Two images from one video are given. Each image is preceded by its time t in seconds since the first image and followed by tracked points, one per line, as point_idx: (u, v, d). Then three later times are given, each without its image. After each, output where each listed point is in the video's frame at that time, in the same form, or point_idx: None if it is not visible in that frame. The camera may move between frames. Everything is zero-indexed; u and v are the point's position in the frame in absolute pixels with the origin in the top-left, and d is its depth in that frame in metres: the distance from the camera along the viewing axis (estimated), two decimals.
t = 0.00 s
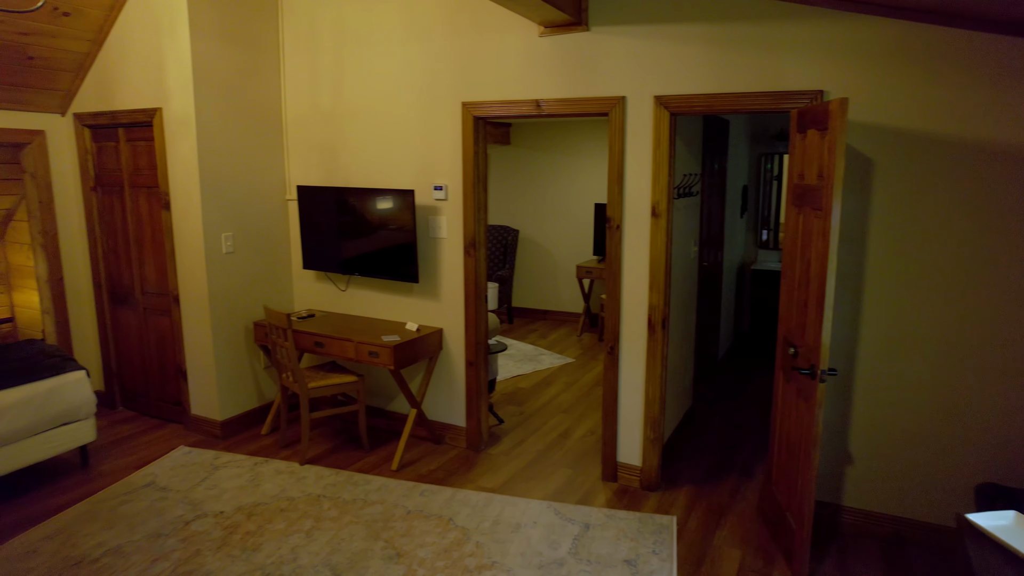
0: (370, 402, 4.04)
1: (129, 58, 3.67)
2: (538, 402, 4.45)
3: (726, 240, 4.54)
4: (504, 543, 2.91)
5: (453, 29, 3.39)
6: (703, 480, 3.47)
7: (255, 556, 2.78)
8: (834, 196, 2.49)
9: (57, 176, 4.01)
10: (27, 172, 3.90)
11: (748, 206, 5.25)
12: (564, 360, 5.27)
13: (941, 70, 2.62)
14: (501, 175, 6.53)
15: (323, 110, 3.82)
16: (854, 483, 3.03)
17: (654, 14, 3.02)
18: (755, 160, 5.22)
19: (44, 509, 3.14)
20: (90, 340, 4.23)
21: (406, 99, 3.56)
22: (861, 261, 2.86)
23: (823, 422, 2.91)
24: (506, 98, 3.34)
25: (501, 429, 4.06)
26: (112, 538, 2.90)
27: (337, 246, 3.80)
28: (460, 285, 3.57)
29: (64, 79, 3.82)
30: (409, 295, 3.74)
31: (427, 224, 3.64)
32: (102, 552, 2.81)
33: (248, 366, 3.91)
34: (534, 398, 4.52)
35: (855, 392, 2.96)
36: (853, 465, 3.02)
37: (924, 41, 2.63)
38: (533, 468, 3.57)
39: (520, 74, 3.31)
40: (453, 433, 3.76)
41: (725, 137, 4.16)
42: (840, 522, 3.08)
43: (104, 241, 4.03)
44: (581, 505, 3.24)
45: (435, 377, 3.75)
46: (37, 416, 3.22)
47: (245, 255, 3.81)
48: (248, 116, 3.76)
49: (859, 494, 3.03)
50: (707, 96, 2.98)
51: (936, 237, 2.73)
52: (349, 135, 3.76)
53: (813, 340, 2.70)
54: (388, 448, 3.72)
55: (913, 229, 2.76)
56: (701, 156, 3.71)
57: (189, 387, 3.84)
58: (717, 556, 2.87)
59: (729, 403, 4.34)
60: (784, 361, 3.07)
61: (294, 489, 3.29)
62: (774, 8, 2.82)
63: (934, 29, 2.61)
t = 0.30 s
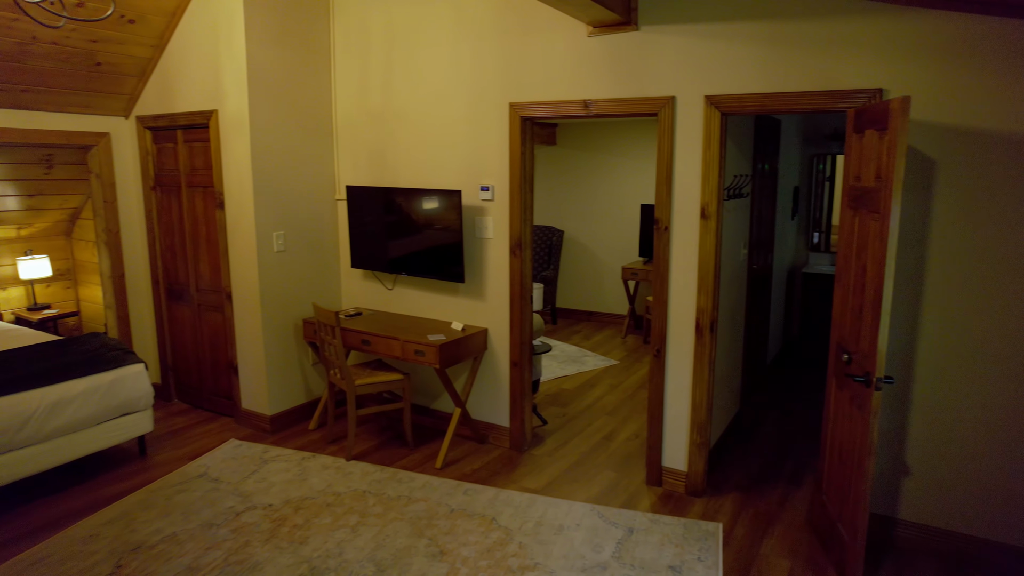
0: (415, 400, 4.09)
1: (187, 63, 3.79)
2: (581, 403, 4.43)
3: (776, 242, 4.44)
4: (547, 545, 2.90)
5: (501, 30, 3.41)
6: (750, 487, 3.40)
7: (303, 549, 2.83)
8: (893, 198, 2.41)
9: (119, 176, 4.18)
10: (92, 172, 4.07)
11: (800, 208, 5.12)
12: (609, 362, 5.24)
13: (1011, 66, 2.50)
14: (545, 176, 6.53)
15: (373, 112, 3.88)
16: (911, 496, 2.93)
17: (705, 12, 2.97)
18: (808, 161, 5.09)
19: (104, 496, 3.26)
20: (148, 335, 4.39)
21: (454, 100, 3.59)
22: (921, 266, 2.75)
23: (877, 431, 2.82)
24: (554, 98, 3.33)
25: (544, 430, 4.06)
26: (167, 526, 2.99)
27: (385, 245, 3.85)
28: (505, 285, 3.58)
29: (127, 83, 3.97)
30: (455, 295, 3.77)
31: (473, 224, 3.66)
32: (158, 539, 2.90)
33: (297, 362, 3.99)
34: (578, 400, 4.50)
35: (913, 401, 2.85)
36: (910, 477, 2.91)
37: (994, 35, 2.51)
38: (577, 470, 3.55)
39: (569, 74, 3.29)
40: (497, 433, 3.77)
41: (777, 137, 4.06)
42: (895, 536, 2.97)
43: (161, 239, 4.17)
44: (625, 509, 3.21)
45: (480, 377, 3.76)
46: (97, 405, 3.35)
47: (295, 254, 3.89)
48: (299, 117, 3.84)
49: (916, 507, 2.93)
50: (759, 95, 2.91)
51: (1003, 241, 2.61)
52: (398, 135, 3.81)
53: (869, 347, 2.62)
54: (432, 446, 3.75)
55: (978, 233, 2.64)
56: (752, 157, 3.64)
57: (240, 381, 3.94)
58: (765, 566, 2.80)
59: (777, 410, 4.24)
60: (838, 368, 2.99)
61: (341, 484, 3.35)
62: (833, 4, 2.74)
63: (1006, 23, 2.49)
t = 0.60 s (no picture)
0: (450, 399, 4.12)
1: (232, 65, 3.89)
2: (616, 405, 4.41)
3: (817, 244, 4.36)
4: (580, 546, 2.90)
5: (539, 30, 3.41)
6: (788, 493, 3.34)
7: (339, 543, 2.87)
8: (941, 200, 2.33)
9: (166, 176, 4.30)
10: (141, 172, 4.21)
11: (842, 209, 5.03)
12: (645, 364, 5.20)
13: None
14: (580, 176, 6.52)
15: (411, 113, 3.92)
16: (958, 506, 2.84)
17: (746, 11, 2.93)
18: (851, 161, 5.00)
19: (148, 486, 3.36)
20: (191, 331, 4.51)
21: (492, 100, 3.61)
22: (971, 269, 2.67)
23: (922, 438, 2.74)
24: (592, 99, 3.32)
25: (578, 431, 4.05)
26: (209, 517, 3.07)
27: (422, 244, 3.88)
28: (540, 285, 3.58)
29: (174, 85, 4.08)
30: (491, 295, 3.79)
31: (509, 224, 3.67)
32: (200, 529, 2.98)
33: (334, 359, 4.06)
34: (612, 401, 4.48)
35: (962, 408, 2.77)
36: (957, 487, 2.83)
37: None
38: (612, 471, 3.54)
39: (606, 74, 3.28)
40: (530, 433, 3.77)
41: (819, 136, 3.99)
42: (941, 547, 2.89)
43: (205, 237, 4.28)
44: (660, 512, 3.18)
45: (515, 377, 3.77)
46: (143, 398, 3.45)
47: (334, 253, 3.95)
48: (339, 118, 3.90)
49: (964, 518, 2.84)
50: (801, 94, 2.86)
51: None
52: (435, 136, 3.84)
53: (915, 352, 2.55)
54: (466, 445, 3.77)
55: None
56: (793, 157, 3.58)
57: (279, 377, 4.02)
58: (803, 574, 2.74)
59: (816, 415, 4.16)
60: (881, 373, 2.91)
61: (376, 481, 3.39)
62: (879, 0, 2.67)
63: None
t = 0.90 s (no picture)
0: (482, 398, 4.14)
1: (269, 67, 3.95)
2: (648, 406, 4.39)
3: (855, 245, 4.28)
4: (612, 547, 2.89)
5: (573, 30, 3.41)
6: (824, 498, 3.29)
7: (372, 539, 2.90)
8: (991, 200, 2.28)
9: (205, 176, 4.40)
10: (181, 172, 4.32)
11: (881, 210, 4.93)
12: (677, 365, 5.16)
13: None
14: (612, 177, 6.50)
15: (446, 113, 3.94)
16: (1003, 515, 2.77)
17: (784, 8, 2.88)
18: (892, 161, 4.89)
19: (186, 479, 3.43)
20: (229, 327, 4.60)
21: (526, 100, 3.61)
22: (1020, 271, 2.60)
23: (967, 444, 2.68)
24: (627, 98, 3.31)
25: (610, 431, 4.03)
26: (245, 510, 3.12)
27: (454, 244, 3.90)
28: (573, 285, 3.58)
29: (214, 87, 4.16)
30: (524, 294, 3.80)
31: (542, 223, 3.67)
32: (237, 521, 3.03)
33: (368, 357, 4.11)
34: (645, 402, 4.46)
35: (1009, 414, 2.70)
36: (1003, 494, 2.76)
37: None
38: (645, 473, 3.52)
39: (642, 72, 3.26)
40: (562, 433, 3.77)
41: (858, 135, 3.92)
42: (986, 556, 2.82)
43: (242, 236, 4.35)
44: (692, 514, 3.15)
45: (547, 377, 3.78)
46: (182, 392, 3.53)
47: (368, 251, 4.00)
48: (374, 118, 3.94)
49: (1010, 527, 2.77)
50: (841, 92, 2.80)
51: None
52: (469, 135, 3.86)
53: (960, 355, 2.50)
54: (497, 443, 3.79)
55: None
56: (832, 157, 3.52)
57: (313, 374, 4.07)
58: None
59: (853, 419, 4.09)
60: (923, 377, 2.85)
61: (408, 478, 3.42)
62: None
63: None
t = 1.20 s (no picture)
0: (513, 398, 4.15)
1: (306, 68, 4.01)
2: (680, 408, 4.35)
3: (895, 246, 4.19)
4: (644, 549, 2.87)
5: (608, 29, 3.40)
6: (862, 505, 3.22)
7: (404, 536, 2.93)
8: None
9: (243, 176, 4.49)
10: (220, 172, 4.42)
11: (923, 212, 4.82)
12: (710, 367, 5.11)
13: None
14: (644, 177, 6.47)
15: (481, 113, 3.96)
16: None
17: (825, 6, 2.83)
18: (936, 161, 4.78)
19: (223, 472, 3.50)
20: (265, 325, 4.68)
21: (560, 100, 3.61)
22: None
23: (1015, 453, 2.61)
24: (663, 97, 3.28)
25: (641, 433, 4.01)
26: (280, 504, 3.18)
27: (487, 244, 3.91)
28: (606, 285, 3.57)
29: (252, 88, 4.23)
30: (556, 294, 3.79)
31: (575, 223, 3.66)
32: (272, 516, 3.09)
33: (401, 355, 4.14)
34: (678, 405, 4.42)
35: None
36: None
37: None
38: (678, 476, 3.49)
39: (678, 72, 3.24)
40: (594, 434, 3.76)
41: (900, 135, 3.83)
42: None
43: (279, 235, 4.43)
44: (725, 519, 3.12)
45: (579, 377, 3.77)
46: (220, 387, 3.60)
47: (401, 251, 4.04)
48: (408, 119, 3.98)
49: None
50: (884, 91, 2.74)
51: None
52: (503, 136, 3.87)
53: (1009, 362, 2.43)
54: (528, 444, 3.79)
55: None
56: (873, 157, 3.45)
57: (347, 371, 4.13)
58: None
59: (892, 425, 4.00)
60: (968, 384, 2.78)
61: (440, 476, 3.44)
62: None
63: None
